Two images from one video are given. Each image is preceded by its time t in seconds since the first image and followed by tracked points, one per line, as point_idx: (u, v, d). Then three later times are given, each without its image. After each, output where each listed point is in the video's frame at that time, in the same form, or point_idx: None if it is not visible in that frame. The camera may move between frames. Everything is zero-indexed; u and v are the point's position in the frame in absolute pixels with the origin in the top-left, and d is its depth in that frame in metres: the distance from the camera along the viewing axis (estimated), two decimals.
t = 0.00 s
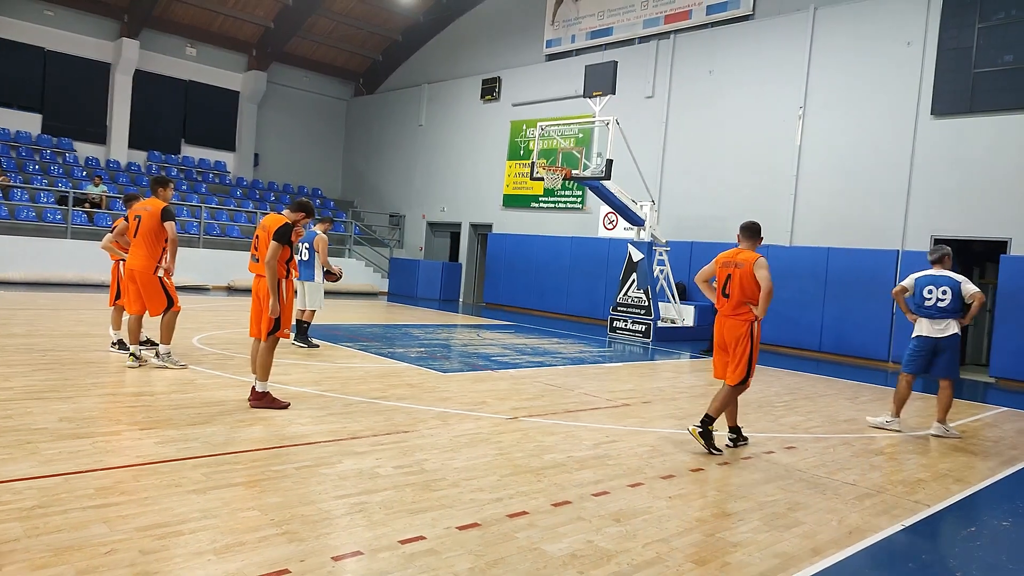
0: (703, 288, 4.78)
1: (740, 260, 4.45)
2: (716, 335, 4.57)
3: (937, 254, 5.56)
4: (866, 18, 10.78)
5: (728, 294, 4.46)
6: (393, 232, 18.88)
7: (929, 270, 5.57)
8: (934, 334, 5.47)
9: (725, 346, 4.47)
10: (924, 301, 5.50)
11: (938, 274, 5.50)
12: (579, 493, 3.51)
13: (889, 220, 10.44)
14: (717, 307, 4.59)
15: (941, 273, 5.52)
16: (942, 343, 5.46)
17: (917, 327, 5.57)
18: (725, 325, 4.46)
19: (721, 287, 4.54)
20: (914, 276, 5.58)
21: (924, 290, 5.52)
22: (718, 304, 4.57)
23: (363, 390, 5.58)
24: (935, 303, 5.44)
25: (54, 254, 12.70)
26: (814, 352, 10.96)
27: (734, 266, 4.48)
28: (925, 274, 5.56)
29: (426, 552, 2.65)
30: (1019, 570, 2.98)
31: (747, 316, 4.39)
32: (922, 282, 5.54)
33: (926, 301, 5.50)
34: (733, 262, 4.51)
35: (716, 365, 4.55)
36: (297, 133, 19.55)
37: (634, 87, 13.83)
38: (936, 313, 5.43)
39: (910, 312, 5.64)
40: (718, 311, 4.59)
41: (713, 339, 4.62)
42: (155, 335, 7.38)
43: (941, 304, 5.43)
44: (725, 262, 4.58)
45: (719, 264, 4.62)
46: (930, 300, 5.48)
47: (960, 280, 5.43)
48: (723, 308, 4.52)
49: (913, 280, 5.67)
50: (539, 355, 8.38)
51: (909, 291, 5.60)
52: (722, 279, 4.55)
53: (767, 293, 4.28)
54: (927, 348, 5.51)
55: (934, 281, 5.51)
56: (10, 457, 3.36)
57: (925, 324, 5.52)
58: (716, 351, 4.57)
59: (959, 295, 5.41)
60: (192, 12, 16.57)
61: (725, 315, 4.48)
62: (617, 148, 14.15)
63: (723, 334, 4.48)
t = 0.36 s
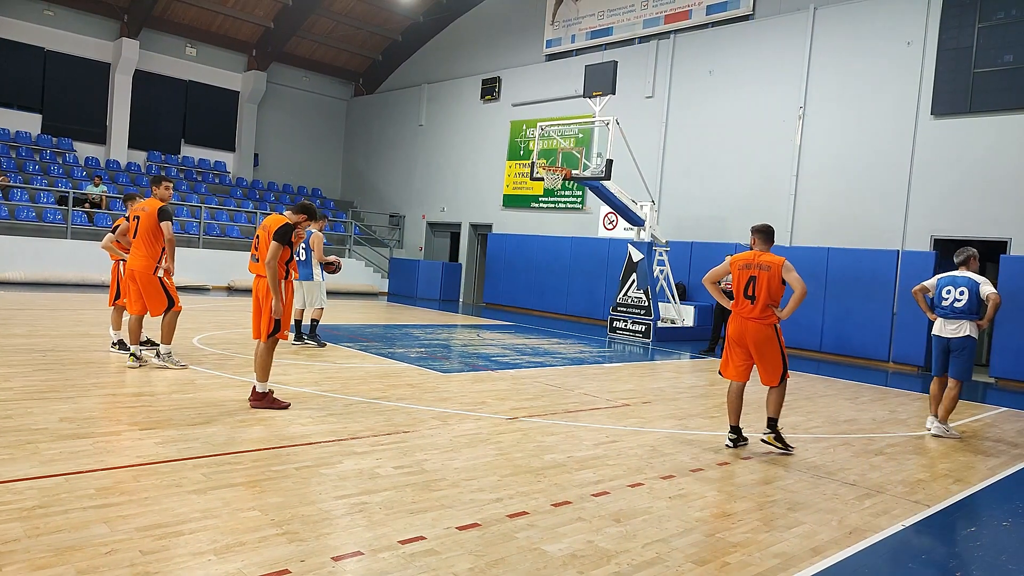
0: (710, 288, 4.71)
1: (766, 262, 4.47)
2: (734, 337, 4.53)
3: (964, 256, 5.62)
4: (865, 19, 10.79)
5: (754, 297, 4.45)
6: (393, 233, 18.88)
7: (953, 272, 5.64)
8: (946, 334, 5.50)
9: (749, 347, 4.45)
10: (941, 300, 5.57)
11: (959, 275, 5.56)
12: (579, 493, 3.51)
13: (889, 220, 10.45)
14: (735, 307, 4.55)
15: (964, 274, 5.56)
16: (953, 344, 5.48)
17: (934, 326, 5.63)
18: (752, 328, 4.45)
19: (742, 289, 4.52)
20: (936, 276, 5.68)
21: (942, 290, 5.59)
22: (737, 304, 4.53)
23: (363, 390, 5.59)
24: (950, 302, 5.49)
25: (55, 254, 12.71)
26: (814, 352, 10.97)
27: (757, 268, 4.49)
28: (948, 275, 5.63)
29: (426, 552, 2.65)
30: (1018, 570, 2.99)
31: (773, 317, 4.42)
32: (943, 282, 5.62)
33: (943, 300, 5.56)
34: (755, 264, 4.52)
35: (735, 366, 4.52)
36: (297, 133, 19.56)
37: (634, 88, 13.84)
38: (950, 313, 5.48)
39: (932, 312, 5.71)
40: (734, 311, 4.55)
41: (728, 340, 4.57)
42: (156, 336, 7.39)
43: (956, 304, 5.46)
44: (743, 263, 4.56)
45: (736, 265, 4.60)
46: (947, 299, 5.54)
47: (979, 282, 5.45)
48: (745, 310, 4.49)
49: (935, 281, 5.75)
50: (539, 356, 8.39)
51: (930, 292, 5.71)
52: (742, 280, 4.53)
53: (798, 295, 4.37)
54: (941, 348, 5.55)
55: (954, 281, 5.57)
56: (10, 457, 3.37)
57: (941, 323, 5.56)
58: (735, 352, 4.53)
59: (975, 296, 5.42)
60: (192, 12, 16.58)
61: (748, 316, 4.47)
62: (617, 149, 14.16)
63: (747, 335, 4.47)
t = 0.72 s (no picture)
0: (735, 285, 4.58)
1: (801, 267, 4.49)
2: (762, 339, 4.51)
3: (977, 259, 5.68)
4: (865, 18, 10.79)
5: (788, 301, 4.47)
6: (393, 233, 18.88)
7: (964, 276, 5.72)
8: (958, 336, 5.60)
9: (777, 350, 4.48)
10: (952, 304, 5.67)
11: (970, 279, 5.64)
12: (579, 493, 3.51)
13: (888, 220, 10.45)
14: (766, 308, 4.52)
15: (975, 278, 5.63)
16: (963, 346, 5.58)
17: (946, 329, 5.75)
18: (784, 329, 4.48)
19: (775, 291, 4.49)
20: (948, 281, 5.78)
21: (953, 294, 5.68)
22: (769, 305, 4.51)
23: (362, 390, 5.59)
24: (959, 306, 5.59)
25: (54, 254, 12.72)
26: (814, 352, 10.97)
27: (791, 272, 4.50)
28: (958, 278, 5.72)
29: (426, 552, 2.66)
30: (1019, 571, 2.99)
31: (802, 322, 4.50)
32: (954, 286, 5.71)
33: (953, 304, 5.65)
34: (788, 267, 4.51)
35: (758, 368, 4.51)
36: (297, 132, 19.56)
37: (634, 88, 13.84)
38: (960, 316, 5.58)
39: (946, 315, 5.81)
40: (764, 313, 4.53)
41: (754, 341, 4.54)
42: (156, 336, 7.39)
43: (965, 307, 5.55)
44: (775, 265, 4.53)
45: (767, 265, 4.53)
46: (957, 303, 5.63)
47: (988, 285, 5.52)
48: (777, 313, 4.49)
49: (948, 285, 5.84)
50: (538, 356, 8.38)
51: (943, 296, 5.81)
52: (774, 282, 4.50)
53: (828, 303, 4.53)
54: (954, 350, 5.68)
55: (964, 285, 5.65)
56: (10, 457, 3.37)
57: (952, 326, 5.68)
58: (763, 352, 4.51)
59: (983, 299, 5.49)
60: (192, 12, 16.58)
61: (780, 320, 4.49)
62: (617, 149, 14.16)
63: (777, 339, 4.49)
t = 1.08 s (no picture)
0: (761, 286, 4.51)
1: (823, 269, 4.57)
2: (785, 340, 4.52)
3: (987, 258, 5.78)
4: (864, 18, 10.79)
5: (812, 302, 4.52)
6: (393, 233, 18.88)
7: (973, 275, 5.80)
8: (968, 334, 5.69)
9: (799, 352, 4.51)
10: (960, 302, 5.76)
11: (979, 277, 5.72)
12: (579, 493, 3.51)
13: (888, 220, 10.45)
14: (790, 309, 4.51)
15: (984, 276, 5.72)
16: (973, 343, 5.68)
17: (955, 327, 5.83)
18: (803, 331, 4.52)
19: (799, 292, 4.51)
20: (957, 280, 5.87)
21: (962, 292, 5.78)
22: (794, 306, 4.50)
23: (362, 389, 5.58)
24: (969, 303, 5.68)
25: (54, 254, 12.71)
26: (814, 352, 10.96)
27: (814, 274, 4.54)
28: (967, 277, 5.81)
29: (426, 552, 2.65)
30: (1020, 571, 2.99)
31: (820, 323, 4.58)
32: (963, 285, 5.80)
33: (962, 302, 5.75)
34: (810, 268, 4.55)
35: (779, 369, 4.54)
36: (297, 132, 19.57)
37: (634, 88, 13.84)
38: (969, 314, 5.67)
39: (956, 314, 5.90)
40: (789, 314, 4.51)
41: (777, 343, 4.54)
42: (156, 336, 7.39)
43: (974, 305, 5.64)
44: (799, 266, 4.53)
45: (792, 265, 4.53)
46: (966, 301, 5.72)
47: (996, 283, 5.60)
48: (801, 314, 4.51)
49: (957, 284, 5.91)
50: (538, 356, 8.38)
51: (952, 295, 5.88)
52: (799, 283, 4.51)
53: (841, 304, 4.68)
54: (963, 347, 5.77)
55: (973, 284, 5.73)
56: (10, 457, 3.37)
57: (961, 324, 5.77)
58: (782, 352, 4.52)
59: (992, 298, 5.57)
60: (193, 12, 16.59)
61: (802, 321, 4.52)
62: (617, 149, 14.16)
63: (800, 341, 4.52)
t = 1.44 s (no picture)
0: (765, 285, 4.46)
1: (816, 271, 4.63)
2: (786, 339, 4.50)
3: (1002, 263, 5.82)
4: (865, 18, 10.79)
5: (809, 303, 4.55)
6: (393, 233, 18.88)
7: (991, 277, 5.79)
8: (985, 336, 5.70)
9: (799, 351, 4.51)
10: (977, 304, 5.75)
11: (998, 280, 5.72)
12: (579, 493, 3.51)
13: (888, 220, 10.45)
14: (791, 309, 4.50)
15: (1001, 279, 5.74)
16: (990, 345, 5.68)
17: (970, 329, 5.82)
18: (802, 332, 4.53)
19: (800, 292, 4.53)
20: (974, 282, 5.86)
21: (979, 294, 5.76)
22: (795, 306, 4.51)
23: (362, 390, 5.58)
24: (988, 307, 5.67)
25: (54, 254, 12.71)
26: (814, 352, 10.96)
27: (810, 274, 4.59)
28: (983, 280, 5.81)
29: (426, 552, 2.65)
30: (1020, 571, 2.98)
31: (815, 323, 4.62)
32: (980, 286, 5.78)
33: (980, 304, 5.74)
34: (807, 269, 4.59)
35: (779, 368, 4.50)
36: (297, 132, 19.56)
37: (634, 88, 13.84)
38: (988, 317, 5.67)
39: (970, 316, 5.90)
40: (790, 315, 4.50)
41: (779, 342, 4.50)
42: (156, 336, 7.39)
43: (993, 308, 5.64)
44: (797, 266, 4.56)
45: (791, 266, 4.54)
46: (984, 303, 5.71)
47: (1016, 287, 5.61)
48: (801, 315, 4.52)
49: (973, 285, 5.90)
50: (538, 356, 8.38)
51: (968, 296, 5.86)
52: (799, 283, 4.53)
53: (831, 302, 4.71)
54: (978, 349, 5.75)
55: (991, 286, 5.72)
56: (10, 457, 3.37)
57: (977, 326, 5.76)
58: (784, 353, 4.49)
59: (1012, 302, 5.58)
60: (193, 12, 16.59)
61: (802, 321, 4.53)
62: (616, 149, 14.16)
63: (800, 340, 4.51)
